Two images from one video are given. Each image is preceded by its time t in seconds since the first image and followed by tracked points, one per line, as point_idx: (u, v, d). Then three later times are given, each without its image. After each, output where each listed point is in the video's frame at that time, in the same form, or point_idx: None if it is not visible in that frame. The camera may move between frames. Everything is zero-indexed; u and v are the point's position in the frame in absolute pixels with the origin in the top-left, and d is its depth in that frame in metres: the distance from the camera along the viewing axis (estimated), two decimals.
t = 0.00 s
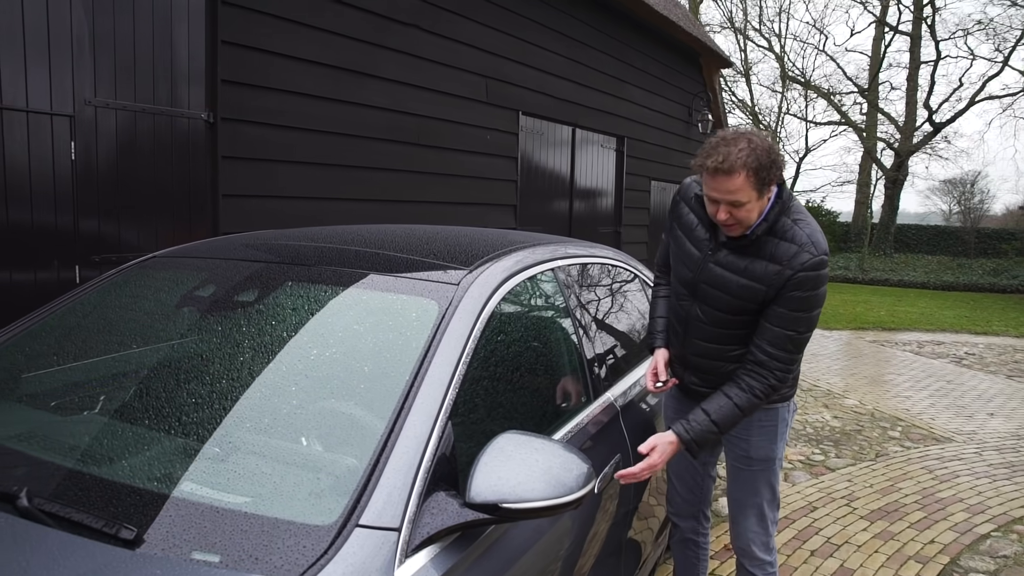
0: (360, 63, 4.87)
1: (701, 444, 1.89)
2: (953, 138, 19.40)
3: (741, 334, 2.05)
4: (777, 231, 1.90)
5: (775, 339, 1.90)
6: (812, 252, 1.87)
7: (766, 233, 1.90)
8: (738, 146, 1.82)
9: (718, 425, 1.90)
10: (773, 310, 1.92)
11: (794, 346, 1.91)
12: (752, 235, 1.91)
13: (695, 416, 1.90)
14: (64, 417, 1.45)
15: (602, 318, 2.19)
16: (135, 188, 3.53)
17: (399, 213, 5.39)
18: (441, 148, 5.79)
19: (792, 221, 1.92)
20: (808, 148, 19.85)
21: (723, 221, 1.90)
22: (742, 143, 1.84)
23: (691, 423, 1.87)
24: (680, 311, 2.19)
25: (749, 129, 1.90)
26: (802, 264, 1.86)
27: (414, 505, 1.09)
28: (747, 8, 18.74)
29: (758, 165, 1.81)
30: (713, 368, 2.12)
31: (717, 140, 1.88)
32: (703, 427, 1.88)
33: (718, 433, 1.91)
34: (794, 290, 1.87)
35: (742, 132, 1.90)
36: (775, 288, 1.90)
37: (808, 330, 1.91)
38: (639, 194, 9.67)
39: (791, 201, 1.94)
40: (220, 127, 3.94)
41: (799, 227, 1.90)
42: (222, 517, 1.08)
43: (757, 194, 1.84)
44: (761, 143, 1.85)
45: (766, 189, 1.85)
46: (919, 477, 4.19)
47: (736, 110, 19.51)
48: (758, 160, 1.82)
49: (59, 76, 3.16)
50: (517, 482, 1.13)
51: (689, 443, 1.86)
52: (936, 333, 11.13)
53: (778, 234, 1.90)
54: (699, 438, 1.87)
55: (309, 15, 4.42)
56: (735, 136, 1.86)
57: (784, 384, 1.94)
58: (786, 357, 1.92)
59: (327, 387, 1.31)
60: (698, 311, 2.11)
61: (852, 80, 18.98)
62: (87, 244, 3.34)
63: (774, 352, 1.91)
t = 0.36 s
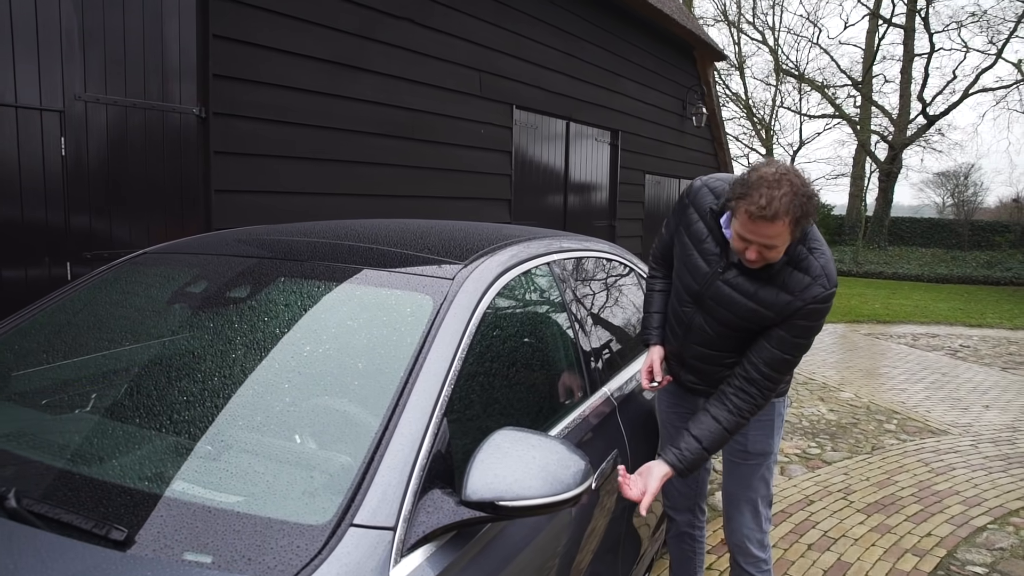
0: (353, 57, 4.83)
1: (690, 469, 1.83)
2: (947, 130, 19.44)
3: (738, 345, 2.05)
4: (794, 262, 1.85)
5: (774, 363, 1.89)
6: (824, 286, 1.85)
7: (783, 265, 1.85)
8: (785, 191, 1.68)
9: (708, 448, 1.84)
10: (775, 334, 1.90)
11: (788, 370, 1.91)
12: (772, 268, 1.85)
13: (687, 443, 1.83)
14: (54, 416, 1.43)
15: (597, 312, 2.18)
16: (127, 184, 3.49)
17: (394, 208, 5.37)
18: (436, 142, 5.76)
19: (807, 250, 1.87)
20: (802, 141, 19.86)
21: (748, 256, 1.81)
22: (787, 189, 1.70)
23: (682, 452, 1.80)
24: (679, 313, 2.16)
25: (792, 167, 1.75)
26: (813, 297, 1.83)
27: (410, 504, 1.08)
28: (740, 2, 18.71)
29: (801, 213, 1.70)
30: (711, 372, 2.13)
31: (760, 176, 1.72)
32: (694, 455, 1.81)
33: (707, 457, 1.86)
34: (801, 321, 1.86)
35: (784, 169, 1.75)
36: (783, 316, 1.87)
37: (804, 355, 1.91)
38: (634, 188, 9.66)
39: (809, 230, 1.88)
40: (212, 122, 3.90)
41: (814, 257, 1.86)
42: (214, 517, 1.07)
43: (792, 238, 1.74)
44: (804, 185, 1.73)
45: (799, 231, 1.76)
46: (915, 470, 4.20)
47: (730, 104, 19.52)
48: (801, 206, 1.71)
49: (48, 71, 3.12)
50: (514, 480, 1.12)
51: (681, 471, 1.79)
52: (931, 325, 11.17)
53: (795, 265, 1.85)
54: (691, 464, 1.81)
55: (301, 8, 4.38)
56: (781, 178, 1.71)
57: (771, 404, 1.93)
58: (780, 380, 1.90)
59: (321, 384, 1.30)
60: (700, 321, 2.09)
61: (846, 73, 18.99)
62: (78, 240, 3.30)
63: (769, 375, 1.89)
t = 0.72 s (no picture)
0: (352, 52, 4.82)
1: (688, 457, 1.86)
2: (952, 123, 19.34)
3: (732, 327, 2.04)
4: (786, 236, 1.86)
5: (768, 341, 1.89)
6: (816, 260, 1.85)
7: (777, 237, 1.85)
8: (774, 140, 1.74)
9: (703, 434, 1.87)
10: (769, 311, 1.90)
11: (782, 348, 1.91)
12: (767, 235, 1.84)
13: (681, 432, 1.86)
14: (51, 411, 1.45)
15: (598, 306, 2.20)
16: (127, 181, 3.51)
17: (395, 203, 5.38)
18: (436, 138, 5.77)
19: (801, 226, 1.88)
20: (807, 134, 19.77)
21: (743, 217, 1.81)
22: (777, 140, 1.74)
23: (677, 440, 1.84)
24: (676, 302, 2.14)
25: (780, 124, 1.81)
26: (807, 271, 1.84)
27: (399, 497, 1.09)
28: None
29: (792, 165, 1.74)
30: (704, 358, 2.11)
31: (750, 132, 1.78)
32: (689, 442, 1.84)
33: (704, 442, 1.88)
34: (794, 295, 1.86)
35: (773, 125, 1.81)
36: (776, 291, 1.88)
37: (797, 333, 1.92)
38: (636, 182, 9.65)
39: (801, 206, 1.90)
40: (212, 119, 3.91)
41: (808, 233, 1.87)
42: (206, 510, 1.08)
43: (784, 193, 1.76)
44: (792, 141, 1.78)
45: (791, 189, 1.78)
46: (916, 463, 4.19)
47: (733, 97, 19.45)
48: (791, 158, 1.74)
49: (48, 69, 3.14)
50: (502, 474, 1.13)
51: (679, 459, 1.83)
52: (935, 319, 11.14)
53: (787, 239, 1.86)
54: (688, 451, 1.84)
55: (300, 5, 4.39)
56: (771, 131, 1.76)
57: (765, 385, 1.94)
58: (772, 359, 1.91)
59: (313, 378, 1.31)
60: (695, 302, 2.07)
61: (850, 66, 18.87)
62: (79, 237, 3.32)
63: (762, 353, 1.89)
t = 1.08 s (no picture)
0: (367, 50, 4.86)
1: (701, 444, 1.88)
2: (979, 115, 18.93)
3: (732, 318, 2.03)
4: (768, 214, 1.89)
5: (767, 325, 1.89)
6: (802, 236, 1.86)
7: (758, 213, 1.88)
8: (730, 113, 1.83)
9: (715, 422, 1.87)
10: (763, 295, 1.90)
11: (786, 332, 1.89)
12: (745, 209, 1.88)
13: (692, 418, 1.88)
14: (66, 403, 1.49)
15: (614, 300, 2.28)
16: (146, 180, 3.58)
17: (410, 200, 5.41)
18: (452, 135, 5.79)
19: (784, 203, 1.90)
20: (829, 129, 19.49)
21: (717, 194, 1.88)
22: (735, 112, 1.84)
23: (689, 427, 1.86)
24: (673, 295, 2.17)
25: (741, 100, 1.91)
26: (792, 248, 1.85)
27: (393, 488, 1.11)
28: None
29: (752, 133, 1.81)
30: (706, 351, 2.10)
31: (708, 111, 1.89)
32: (701, 429, 1.86)
33: (717, 430, 1.89)
34: (783, 275, 1.86)
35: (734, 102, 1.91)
36: (765, 272, 1.89)
37: (799, 316, 1.90)
38: (653, 178, 9.60)
39: (783, 184, 1.92)
40: (229, 117, 3.97)
41: (791, 210, 1.89)
42: (207, 499, 1.11)
43: (749, 163, 1.83)
44: (754, 113, 1.86)
45: (758, 159, 1.85)
46: (934, 462, 4.14)
47: (754, 92, 19.24)
48: (751, 128, 1.82)
49: (69, 70, 3.21)
50: (494, 467, 1.15)
51: (693, 446, 1.84)
52: (960, 316, 10.94)
53: (769, 217, 1.89)
54: (700, 438, 1.85)
55: (316, 4, 4.42)
56: (728, 106, 1.87)
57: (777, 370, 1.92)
58: (778, 344, 1.89)
59: (313, 373, 1.33)
60: (692, 294, 2.09)
61: (874, 59, 18.55)
62: (100, 234, 3.40)
63: (764, 339, 1.89)
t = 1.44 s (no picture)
0: (384, 58, 4.91)
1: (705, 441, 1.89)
2: (1008, 121, 18.57)
3: (732, 317, 2.02)
4: (767, 211, 1.90)
5: (768, 322, 1.88)
6: (801, 233, 1.86)
7: (758, 208, 1.91)
8: (733, 107, 1.86)
9: (718, 420, 1.89)
10: (763, 291, 1.90)
11: (789, 329, 1.89)
12: (745, 203, 1.91)
13: (695, 416, 1.89)
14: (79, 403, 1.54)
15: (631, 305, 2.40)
16: (166, 186, 3.66)
17: (426, 206, 5.45)
18: (468, 141, 5.82)
19: (783, 202, 1.91)
20: (852, 135, 19.26)
21: (717, 187, 1.91)
22: (738, 105, 1.87)
23: (691, 424, 1.88)
24: (674, 295, 2.16)
25: (746, 95, 1.94)
26: (791, 244, 1.85)
27: (387, 489, 1.13)
28: None
29: (753, 127, 1.85)
30: (705, 353, 2.08)
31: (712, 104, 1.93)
32: (704, 426, 1.88)
33: (718, 428, 1.90)
34: (782, 271, 1.86)
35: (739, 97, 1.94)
36: (766, 268, 1.89)
37: (801, 313, 1.89)
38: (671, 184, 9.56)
39: (783, 183, 1.95)
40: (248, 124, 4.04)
41: (790, 207, 1.90)
42: (208, 498, 1.14)
43: (750, 157, 1.86)
44: (756, 108, 1.89)
45: (759, 153, 1.88)
46: (953, 473, 4.06)
47: (777, 98, 19.08)
48: (753, 122, 1.86)
49: (93, 79, 3.30)
50: (488, 470, 1.17)
51: (694, 444, 1.86)
52: (985, 324, 10.73)
53: (769, 214, 1.90)
54: (703, 436, 1.87)
55: (334, 13, 4.49)
56: (732, 100, 1.90)
57: (781, 369, 1.92)
58: (780, 341, 1.89)
59: (313, 375, 1.36)
60: (692, 294, 2.09)
61: (899, 64, 18.29)
62: (120, 239, 3.48)
63: (767, 336, 1.89)
